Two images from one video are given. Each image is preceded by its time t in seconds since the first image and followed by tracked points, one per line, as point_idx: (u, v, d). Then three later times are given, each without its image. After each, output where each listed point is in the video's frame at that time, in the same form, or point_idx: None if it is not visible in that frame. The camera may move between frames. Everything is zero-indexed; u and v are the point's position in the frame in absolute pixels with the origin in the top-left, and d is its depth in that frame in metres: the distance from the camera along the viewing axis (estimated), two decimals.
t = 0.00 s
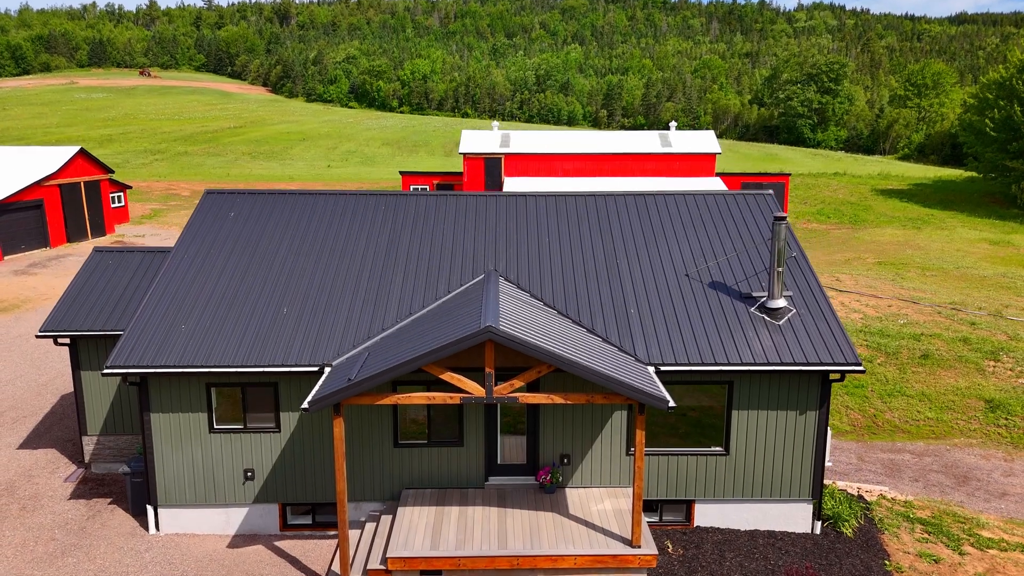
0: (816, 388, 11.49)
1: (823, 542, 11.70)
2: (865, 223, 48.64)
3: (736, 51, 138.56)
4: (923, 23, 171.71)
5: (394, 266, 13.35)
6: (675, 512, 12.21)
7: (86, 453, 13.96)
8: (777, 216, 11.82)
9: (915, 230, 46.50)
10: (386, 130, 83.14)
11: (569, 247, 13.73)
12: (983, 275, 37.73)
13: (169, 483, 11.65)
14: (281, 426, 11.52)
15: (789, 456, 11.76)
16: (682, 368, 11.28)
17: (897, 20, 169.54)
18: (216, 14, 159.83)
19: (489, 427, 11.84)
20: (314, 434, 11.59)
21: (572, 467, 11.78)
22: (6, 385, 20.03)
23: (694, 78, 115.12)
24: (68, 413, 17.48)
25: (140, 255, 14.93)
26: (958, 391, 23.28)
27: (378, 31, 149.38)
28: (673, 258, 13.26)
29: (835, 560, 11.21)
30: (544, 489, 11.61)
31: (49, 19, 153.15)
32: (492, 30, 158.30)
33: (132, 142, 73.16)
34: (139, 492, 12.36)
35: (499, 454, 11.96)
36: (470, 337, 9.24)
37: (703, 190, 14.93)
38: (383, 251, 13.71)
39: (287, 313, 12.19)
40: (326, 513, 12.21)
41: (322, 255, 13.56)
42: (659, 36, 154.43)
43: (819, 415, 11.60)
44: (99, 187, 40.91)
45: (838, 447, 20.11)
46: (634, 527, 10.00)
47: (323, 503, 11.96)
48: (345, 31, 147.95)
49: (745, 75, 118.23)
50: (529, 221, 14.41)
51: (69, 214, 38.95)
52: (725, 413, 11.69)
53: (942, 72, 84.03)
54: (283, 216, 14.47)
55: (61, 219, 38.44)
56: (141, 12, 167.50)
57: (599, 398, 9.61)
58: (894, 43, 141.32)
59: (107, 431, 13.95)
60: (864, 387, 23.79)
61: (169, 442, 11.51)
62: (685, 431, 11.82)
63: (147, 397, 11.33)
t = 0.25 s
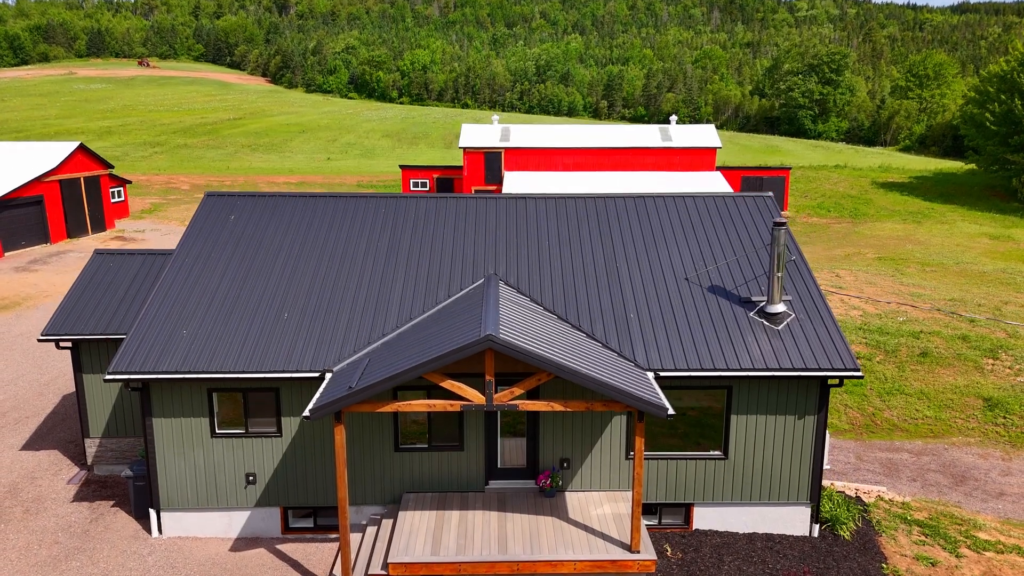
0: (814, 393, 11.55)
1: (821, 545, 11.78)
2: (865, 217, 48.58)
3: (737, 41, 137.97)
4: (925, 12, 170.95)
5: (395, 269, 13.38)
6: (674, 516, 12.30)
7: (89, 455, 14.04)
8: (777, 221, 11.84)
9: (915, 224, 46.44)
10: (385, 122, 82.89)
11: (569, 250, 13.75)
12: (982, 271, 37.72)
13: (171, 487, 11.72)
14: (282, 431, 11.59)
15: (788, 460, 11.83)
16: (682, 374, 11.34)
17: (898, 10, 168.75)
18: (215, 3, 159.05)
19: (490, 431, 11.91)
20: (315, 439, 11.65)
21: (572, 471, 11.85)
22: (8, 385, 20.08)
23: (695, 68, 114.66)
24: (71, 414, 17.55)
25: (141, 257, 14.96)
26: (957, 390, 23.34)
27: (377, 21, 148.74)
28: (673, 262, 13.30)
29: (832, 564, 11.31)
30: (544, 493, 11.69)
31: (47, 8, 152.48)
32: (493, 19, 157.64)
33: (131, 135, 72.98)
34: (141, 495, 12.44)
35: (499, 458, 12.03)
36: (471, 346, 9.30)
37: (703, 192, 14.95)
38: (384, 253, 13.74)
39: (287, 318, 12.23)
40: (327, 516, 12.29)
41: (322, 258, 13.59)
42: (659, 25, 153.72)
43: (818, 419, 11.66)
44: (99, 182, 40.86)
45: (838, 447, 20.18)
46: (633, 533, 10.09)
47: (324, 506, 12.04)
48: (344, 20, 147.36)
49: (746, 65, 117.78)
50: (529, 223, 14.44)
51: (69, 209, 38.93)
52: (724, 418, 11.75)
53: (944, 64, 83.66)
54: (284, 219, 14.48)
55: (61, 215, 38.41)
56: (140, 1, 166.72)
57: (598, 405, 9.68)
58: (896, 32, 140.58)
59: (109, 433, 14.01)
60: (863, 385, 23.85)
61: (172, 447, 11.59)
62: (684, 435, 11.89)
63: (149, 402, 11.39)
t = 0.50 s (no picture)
0: (813, 397, 11.62)
1: (819, 548, 11.89)
2: (865, 211, 48.56)
3: (738, 31, 137.40)
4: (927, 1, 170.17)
5: (396, 273, 13.40)
6: (674, 519, 12.40)
7: (92, 457, 14.13)
8: (777, 227, 11.85)
9: (915, 219, 46.42)
10: (385, 113, 82.70)
11: (569, 253, 13.78)
12: (982, 266, 37.74)
13: (174, 490, 11.82)
14: (284, 435, 11.67)
15: (786, 464, 11.91)
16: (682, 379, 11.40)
17: None
18: None
19: (491, 435, 11.99)
20: (317, 443, 11.73)
21: (572, 474, 11.93)
22: (11, 384, 20.16)
23: (696, 58, 114.23)
24: (74, 415, 17.62)
25: (143, 260, 15.00)
26: (955, 388, 23.42)
27: (377, 10, 148.10)
28: (673, 265, 13.33)
29: (830, 567, 11.40)
30: (545, 496, 11.79)
31: None
32: (493, 9, 157.00)
33: (130, 127, 72.82)
34: (145, 498, 12.54)
35: (500, 462, 12.12)
36: (472, 353, 9.37)
37: (704, 195, 14.96)
38: (385, 257, 13.77)
39: (289, 323, 12.27)
40: (330, 519, 12.38)
41: (324, 262, 13.62)
42: (660, 15, 153.06)
43: (816, 423, 11.74)
44: (99, 178, 40.83)
45: (837, 446, 20.29)
46: (633, 537, 10.18)
47: (326, 509, 12.13)
48: (344, 10, 146.74)
49: (747, 56, 117.37)
50: (530, 226, 14.46)
51: (69, 205, 38.93)
52: (724, 421, 11.81)
53: (945, 55, 83.35)
54: (285, 222, 14.50)
55: (62, 210, 38.40)
56: None
57: (598, 412, 9.76)
58: (898, 22, 139.91)
59: (112, 435, 14.10)
60: (862, 384, 23.91)
61: (175, 451, 11.67)
62: (683, 439, 11.97)
63: (152, 407, 11.47)
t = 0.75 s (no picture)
0: (811, 402, 11.71)
1: (816, 550, 12.01)
2: (865, 205, 48.53)
3: (739, 21, 136.74)
4: None
5: (396, 276, 13.45)
6: (672, 521, 12.51)
7: (96, 459, 14.23)
8: (776, 232, 11.88)
9: (915, 213, 46.40)
10: (385, 104, 82.49)
11: (569, 256, 13.82)
12: (981, 262, 37.76)
13: (177, 493, 11.92)
14: (286, 439, 11.76)
15: (784, 467, 12.01)
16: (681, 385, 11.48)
17: None
18: None
19: (491, 439, 12.08)
20: (319, 446, 11.82)
21: (572, 478, 12.03)
22: (15, 383, 20.25)
23: (697, 48, 113.76)
24: (77, 415, 17.71)
25: (145, 263, 15.04)
26: (953, 386, 23.51)
27: None
28: (673, 269, 13.38)
29: (827, 569, 11.53)
30: (545, 499, 11.89)
31: None
32: None
33: (130, 119, 72.68)
34: (148, 501, 12.64)
35: (500, 465, 12.22)
36: (472, 362, 9.45)
37: (704, 197, 14.97)
38: (385, 260, 13.82)
39: (290, 327, 12.33)
40: (332, 521, 12.50)
41: (324, 265, 13.66)
42: (661, 4, 152.30)
43: (815, 427, 11.82)
44: (99, 173, 40.82)
45: (835, 444, 20.41)
46: (632, 542, 10.30)
47: (328, 512, 12.24)
48: None
49: (748, 46, 116.91)
50: (531, 228, 14.49)
51: (70, 201, 38.94)
52: (723, 425, 11.90)
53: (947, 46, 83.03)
54: (285, 224, 14.54)
55: (62, 206, 38.39)
56: None
57: (598, 419, 9.85)
58: (900, 12, 139.14)
59: (115, 438, 14.20)
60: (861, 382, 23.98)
61: (178, 454, 11.76)
62: (682, 443, 12.05)
63: (154, 412, 11.55)
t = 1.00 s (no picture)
0: (809, 406, 11.79)
1: (813, 551, 12.13)
2: (866, 199, 48.50)
3: (740, 10, 136.08)
4: None
5: (397, 280, 13.49)
6: (671, 522, 12.63)
7: (99, 460, 14.35)
8: (774, 237, 11.91)
9: (915, 207, 46.38)
10: (385, 96, 82.27)
11: (569, 260, 13.87)
12: (981, 257, 37.79)
13: (181, 496, 12.03)
14: (288, 442, 11.86)
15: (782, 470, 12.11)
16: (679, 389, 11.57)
17: None
18: None
19: (491, 443, 12.18)
20: (320, 450, 11.92)
21: (571, 480, 12.13)
22: (18, 382, 20.35)
23: (698, 39, 113.31)
24: (80, 415, 17.81)
25: (146, 265, 15.09)
26: (951, 384, 23.60)
27: None
28: (672, 273, 13.44)
29: (824, 572, 11.64)
30: (544, 502, 12.00)
31: None
32: None
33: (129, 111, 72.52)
34: (151, 503, 12.75)
35: (500, 467, 12.32)
36: (472, 369, 9.54)
37: (703, 200, 15.01)
38: (386, 263, 13.87)
39: (292, 331, 12.39)
40: (334, 523, 12.62)
41: (325, 268, 13.71)
42: None
43: (812, 431, 11.91)
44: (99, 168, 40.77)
45: (833, 442, 20.51)
46: (630, 546, 10.42)
47: (330, 514, 12.35)
48: None
49: (749, 36, 116.42)
50: (531, 231, 14.53)
51: (70, 196, 38.94)
52: (721, 428, 11.99)
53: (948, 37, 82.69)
54: (286, 227, 14.58)
55: (62, 201, 38.37)
56: None
57: (597, 425, 9.95)
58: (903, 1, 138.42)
59: (118, 439, 14.31)
60: (859, 380, 24.07)
61: (181, 458, 11.86)
62: (681, 446, 12.14)
63: (157, 416, 11.64)
